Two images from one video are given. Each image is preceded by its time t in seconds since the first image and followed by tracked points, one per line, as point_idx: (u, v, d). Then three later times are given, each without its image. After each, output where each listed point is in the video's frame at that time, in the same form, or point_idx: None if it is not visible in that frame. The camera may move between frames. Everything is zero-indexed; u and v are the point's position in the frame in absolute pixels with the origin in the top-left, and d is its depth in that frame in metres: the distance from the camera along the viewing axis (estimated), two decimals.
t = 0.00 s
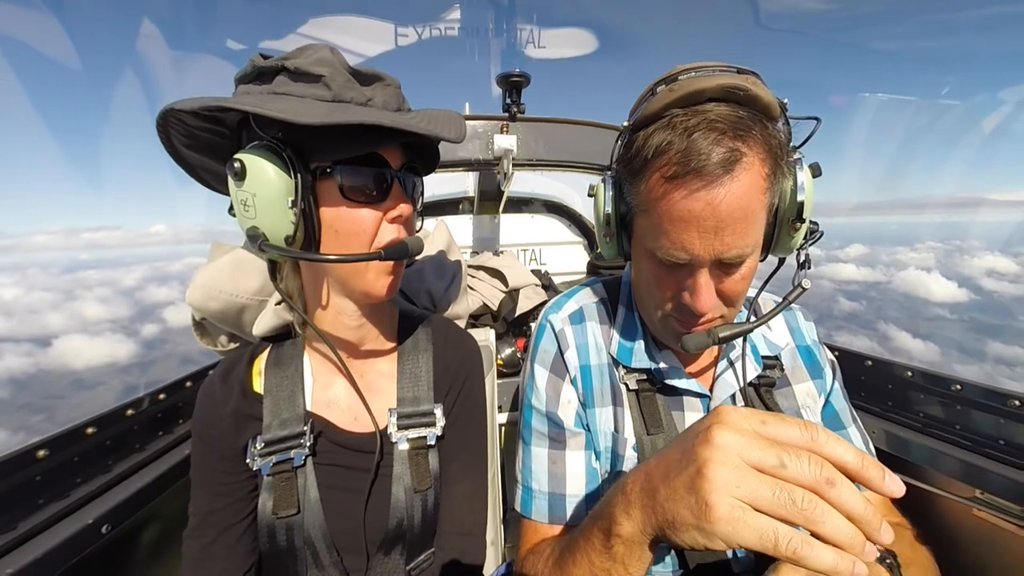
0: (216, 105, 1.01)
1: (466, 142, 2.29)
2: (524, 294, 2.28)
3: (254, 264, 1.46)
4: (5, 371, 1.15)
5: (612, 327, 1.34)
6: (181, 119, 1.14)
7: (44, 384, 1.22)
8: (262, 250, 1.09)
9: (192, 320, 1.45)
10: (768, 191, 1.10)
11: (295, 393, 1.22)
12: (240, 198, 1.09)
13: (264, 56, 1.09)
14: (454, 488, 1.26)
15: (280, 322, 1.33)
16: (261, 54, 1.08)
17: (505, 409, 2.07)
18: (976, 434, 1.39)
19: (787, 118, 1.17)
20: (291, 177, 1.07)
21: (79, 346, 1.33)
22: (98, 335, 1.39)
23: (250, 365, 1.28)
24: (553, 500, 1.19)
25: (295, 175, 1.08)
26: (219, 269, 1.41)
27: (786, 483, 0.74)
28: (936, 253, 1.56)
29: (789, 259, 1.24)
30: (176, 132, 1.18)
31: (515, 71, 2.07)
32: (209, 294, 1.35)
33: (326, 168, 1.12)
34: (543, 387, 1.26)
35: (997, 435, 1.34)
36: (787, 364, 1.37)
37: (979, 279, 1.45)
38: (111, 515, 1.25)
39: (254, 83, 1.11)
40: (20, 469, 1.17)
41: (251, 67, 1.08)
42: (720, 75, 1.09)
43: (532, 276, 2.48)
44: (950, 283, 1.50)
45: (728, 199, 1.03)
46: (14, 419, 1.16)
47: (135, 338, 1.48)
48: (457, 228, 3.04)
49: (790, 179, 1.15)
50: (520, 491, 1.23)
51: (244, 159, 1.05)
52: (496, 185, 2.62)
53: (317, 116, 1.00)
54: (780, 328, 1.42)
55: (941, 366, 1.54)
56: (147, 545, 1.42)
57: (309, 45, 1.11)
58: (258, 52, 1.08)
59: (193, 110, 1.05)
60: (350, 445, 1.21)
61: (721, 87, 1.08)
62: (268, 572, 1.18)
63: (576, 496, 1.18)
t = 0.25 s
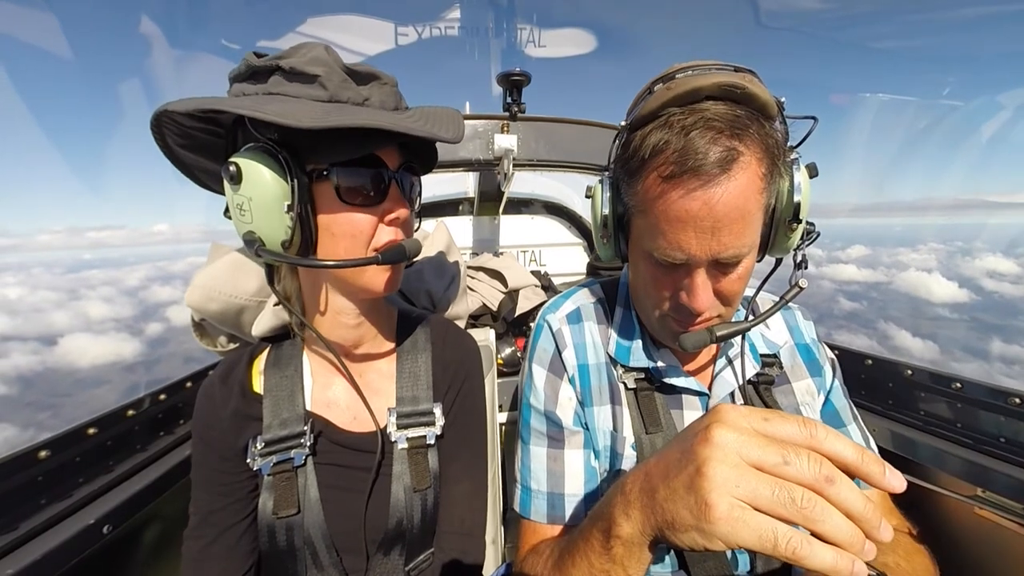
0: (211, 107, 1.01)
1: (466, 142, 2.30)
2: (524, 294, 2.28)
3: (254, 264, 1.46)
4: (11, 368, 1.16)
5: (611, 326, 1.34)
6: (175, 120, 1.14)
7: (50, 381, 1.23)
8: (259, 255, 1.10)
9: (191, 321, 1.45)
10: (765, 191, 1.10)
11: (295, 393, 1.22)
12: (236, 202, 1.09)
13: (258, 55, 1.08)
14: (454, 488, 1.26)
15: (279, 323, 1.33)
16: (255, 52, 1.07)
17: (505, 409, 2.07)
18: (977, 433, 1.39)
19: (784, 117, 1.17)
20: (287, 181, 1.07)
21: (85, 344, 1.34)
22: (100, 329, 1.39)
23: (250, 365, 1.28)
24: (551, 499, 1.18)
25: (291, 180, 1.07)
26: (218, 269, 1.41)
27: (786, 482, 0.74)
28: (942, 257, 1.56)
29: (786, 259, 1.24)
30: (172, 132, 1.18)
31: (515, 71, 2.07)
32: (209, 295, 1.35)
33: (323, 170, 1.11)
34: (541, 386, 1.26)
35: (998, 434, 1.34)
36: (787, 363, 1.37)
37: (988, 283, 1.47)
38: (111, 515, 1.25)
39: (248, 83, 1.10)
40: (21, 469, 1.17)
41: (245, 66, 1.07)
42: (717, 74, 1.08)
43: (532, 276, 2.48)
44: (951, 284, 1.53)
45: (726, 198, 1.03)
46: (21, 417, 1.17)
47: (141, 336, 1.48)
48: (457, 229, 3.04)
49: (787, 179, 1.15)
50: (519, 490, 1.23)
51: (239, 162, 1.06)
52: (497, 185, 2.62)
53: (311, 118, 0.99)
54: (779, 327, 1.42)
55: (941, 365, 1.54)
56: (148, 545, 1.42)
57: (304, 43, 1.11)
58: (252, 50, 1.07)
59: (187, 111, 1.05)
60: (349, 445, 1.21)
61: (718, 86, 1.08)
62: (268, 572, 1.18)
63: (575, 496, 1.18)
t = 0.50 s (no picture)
0: (213, 108, 1.00)
1: (466, 142, 2.29)
2: (524, 294, 2.28)
3: (254, 264, 1.46)
4: (17, 363, 1.17)
5: (611, 326, 1.34)
6: (175, 121, 1.13)
7: (54, 377, 1.24)
8: (261, 255, 1.09)
9: (192, 320, 1.46)
10: (767, 193, 1.10)
11: (295, 393, 1.22)
12: (238, 203, 1.09)
13: (260, 55, 1.08)
14: (454, 488, 1.26)
15: (280, 322, 1.33)
16: (257, 53, 1.07)
17: (505, 408, 2.07)
18: (977, 434, 1.39)
19: (786, 119, 1.17)
20: (289, 183, 1.07)
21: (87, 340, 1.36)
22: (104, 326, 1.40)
23: (250, 365, 1.28)
24: (552, 500, 1.18)
25: (295, 182, 1.07)
26: (218, 269, 1.41)
27: (788, 484, 0.74)
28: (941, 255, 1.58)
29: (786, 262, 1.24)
30: (172, 133, 1.17)
31: (516, 70, 2.06)
32: (209, 294, 1.35)
33: (325, 172, 1.11)
34: (542, 387, 1.26)
35: (998, 435, 1.34)
36: (787, 363, 1.37)
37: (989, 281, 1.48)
38: (111, 515, 1.25)
39: (250, 84, 1.10)
40: (21, 468, 1.16)
41: (247, 67, 1.07)
42: (720, 76, 1.08)
43: (532, 276, 2.48)
44: (950, 283, 1.55)
45: (728, 201, 1.03)
46: (25, 412, 1.17)
47: (142, 332, 1.49)
48: (457, 228, 3.04)
49: (789, 182, 1.15)
50: (519, 491, 1.23)
51: (242, 164, 1.06)
52: (497, 185, 2.61)
53: (313, 121, 0.99)
54: (780, 328, 1.42)
55: (941, 366, 1.53)
56: (147, 545, 1.42)
57: (307, 44, 1.11)
58: (254, 51, 1.07)
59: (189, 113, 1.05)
60: (350, 446, 1.21)
61: (722, 88, 1.08)
62: (268, 572, 1.18)
63: (575, 496, 1.18)
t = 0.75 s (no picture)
0: (213, 110, 1.01)
1: (466, 142, 2.30)
2: (524, 294, 2.28)
3: (254, 264, 1.46)
4: (20, 361, 1.18)
5: (611, 327, 1.34)
6: (175, 121, 1.14)
7: (57, 376, 1.26)
8: (262, 255, 1.10)
9: (192, 320, 1.46)
10: (768, 189, 1.10)
11: (295, 393, 1.22)
12: (238, 203, 1.09)
13: (260, 57, 1.09)
14: (453, 488, 1.26)
15: (280, 322, 1.33)
16: (256, 55, 1.07)
17: (505, 409, 2.08)
18: (976, 434, 1.39)
19: (785, 118, 1.17)
20: (289, 183, 1.07)
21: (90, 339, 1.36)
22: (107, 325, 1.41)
23: (250, 365, 1.29)
24: (551, 500, 1.19)
25: (294, 181, 1.07)
26: (218, 269, 1.41)
27: (786, 483, 0.74)
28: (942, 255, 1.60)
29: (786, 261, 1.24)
30: (172, 133, 1.18)
31: (515, 71, 2.07)
32: (210, 294, 1.35)
33: (324, 172, 1.12)
34: (541, 387, 1.26)
35: (997, 435, 1.34)
36: (787, 365, 1.37)
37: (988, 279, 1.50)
38: (110, 515, 1.25)
39: (250, 85, 1.10)
40: (20, 469, 1.16)
41: (247, 69, 1.07)
42: (720, 72, 1.09)
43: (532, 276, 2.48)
44: (950, 283, 1.56)
45: (729, 196, 1.03)
46: (29, 410, 1.19)
47: (145, 331, 1.52)
48: (457, 229, 3.04)
49: (789, 179, 1.16)
50: (519, 491, 1.23)
51: (242, 164, 1.06)
52: (497, 185, 2.62)
53: (313, 121, 0.99)
54: (779, 329, 1.42)
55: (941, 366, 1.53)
56: (147, 545, 1.42)
57: (306, 46, 1.11)
58: (253, 54, 1.07)
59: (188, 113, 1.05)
60: (350, 446, 1.21)
61: (722, 85, 1.08)
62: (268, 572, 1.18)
63: (575, 497, 1.18)
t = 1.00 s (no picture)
0: (204, 112, 1.01)
1: (466, 142, 2.30)
2: (524, 294, 2.28)
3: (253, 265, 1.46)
4: (22, 363, 1.23)
5: (611, 326, 1.34)
6: (169, 126, 1.13)
7: (57, 376, 1.31)
8: (256, 259, 1.10)
9: (192, 321, 1.46)
10: (767, 187, 1.10)
11: (295, 393, 1.22)
12: (232, 207, 1.09)
13: (249, 57, 1.08)
14: (453, 488, 1.26)
15: (279, 323, 1.33)
16: (245, 55, 1.07)
17: (505, 409, 2.08)
18: (977, 434, 1.39)
19: (784, 116, 1.17)
20: (282, 185, 1.07)
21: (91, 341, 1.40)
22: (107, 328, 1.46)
23: (250, 365, 1.29)
24: (552, 500, 1.18)
25: (287, 184, 1.08)
26: (218, 269, 1.41)
27: (786, 482, 0.74)
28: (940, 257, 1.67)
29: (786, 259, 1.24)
30: (166, 138, 1.18)
31: (515, 71, 2.07)
32: (209, 295, 1.35)
33: (317, 172, 1.11)
34: (542, 387, 1.26)
35: (998, 435, 1.34)
36: (787, 365, 1.37)
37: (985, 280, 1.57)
38: (111, 515, 1.25)
39: (240, 86, 1.10)
40: (21, 469, 1.16)
41: (236, 69, 1.07)
42: (720, 71, 1.09)
43: (532, 276, 2.48)
44: (945, 283, 1.65)
45: (729, 195, 1.03)
46: (33, 410, 1.23)
47: (145, 333, 1.56)
48: (457, 229, 3.04)
49: (788, 178, 1.16)
50: (520, 491, 1.23)
51: (235, 168, 1.05)
52: (497, 185, 2.62)
53: (304, 120, 0.99)
54: (779, 328, 1.42)
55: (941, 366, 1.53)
56: (147, 545, 1.42)
57: (295, 44, 1.11)
58: (243, 54, 1.07)
59: (180, 117, 1.05)
60: (350, 446, 1.21)
61: (720, 84, 1.08)
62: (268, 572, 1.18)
63: (576, 497, 1.18)
